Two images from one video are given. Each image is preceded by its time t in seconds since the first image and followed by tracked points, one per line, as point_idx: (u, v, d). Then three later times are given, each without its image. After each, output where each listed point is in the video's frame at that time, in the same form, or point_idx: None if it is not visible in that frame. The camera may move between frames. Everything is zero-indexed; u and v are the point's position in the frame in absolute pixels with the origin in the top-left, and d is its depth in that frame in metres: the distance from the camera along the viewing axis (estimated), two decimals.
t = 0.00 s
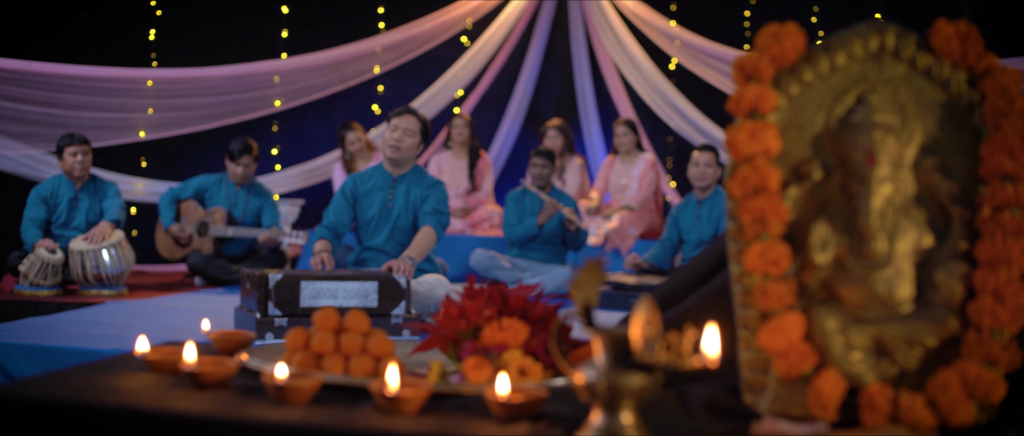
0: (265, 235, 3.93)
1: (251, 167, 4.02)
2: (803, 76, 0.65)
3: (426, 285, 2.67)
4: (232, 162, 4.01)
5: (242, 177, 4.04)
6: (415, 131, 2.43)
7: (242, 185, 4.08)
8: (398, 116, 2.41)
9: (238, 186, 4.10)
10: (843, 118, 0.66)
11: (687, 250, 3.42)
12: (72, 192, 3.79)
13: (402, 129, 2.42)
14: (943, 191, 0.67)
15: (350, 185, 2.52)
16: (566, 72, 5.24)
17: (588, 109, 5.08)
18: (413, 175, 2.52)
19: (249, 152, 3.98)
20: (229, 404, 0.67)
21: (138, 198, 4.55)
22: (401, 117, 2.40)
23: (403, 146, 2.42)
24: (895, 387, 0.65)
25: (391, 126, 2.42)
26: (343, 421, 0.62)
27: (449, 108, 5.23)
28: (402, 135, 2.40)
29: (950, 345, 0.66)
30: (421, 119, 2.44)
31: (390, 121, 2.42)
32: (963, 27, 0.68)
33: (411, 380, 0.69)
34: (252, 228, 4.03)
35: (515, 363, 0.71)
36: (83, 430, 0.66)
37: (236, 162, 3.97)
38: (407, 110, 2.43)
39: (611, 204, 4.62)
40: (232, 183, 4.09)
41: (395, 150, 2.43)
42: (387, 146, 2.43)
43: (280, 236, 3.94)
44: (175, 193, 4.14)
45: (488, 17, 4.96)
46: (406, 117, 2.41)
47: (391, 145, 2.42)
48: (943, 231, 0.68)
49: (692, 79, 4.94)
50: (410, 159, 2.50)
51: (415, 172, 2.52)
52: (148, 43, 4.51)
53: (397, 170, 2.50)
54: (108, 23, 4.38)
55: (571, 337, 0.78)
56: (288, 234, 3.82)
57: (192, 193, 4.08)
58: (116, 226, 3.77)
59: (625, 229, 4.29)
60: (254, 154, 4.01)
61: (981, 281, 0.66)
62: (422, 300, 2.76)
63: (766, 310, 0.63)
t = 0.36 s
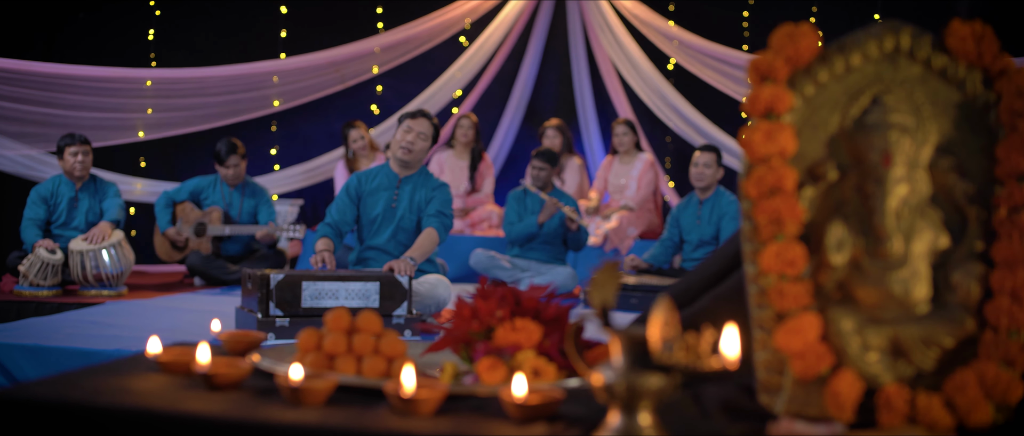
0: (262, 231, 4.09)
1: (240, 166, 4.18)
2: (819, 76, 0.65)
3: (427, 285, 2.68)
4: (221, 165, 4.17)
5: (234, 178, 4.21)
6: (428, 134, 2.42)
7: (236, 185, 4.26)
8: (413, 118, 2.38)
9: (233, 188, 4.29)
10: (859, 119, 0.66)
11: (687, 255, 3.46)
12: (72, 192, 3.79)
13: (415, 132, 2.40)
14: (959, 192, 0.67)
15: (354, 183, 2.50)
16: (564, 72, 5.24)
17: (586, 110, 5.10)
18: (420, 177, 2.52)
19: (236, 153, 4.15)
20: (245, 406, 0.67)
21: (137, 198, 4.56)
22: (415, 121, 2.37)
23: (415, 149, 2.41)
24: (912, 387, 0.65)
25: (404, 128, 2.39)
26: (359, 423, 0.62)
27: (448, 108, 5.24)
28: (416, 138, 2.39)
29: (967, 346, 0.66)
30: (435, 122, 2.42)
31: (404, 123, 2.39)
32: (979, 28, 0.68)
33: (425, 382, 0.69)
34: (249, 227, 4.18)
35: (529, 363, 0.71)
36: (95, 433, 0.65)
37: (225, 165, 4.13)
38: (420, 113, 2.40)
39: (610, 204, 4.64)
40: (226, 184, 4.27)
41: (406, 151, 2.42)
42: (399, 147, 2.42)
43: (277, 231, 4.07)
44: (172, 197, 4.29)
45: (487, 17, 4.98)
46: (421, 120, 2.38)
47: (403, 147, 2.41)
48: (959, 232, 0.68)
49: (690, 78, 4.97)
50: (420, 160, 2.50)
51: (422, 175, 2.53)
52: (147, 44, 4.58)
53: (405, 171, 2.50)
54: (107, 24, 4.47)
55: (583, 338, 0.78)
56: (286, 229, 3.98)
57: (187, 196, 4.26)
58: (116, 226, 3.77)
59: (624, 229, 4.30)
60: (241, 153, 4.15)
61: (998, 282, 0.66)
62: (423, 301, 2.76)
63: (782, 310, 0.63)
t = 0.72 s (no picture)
0: (263, 227, 4.12)
1: (236, 166, 4.21)
2: (838, 76, 0.65)
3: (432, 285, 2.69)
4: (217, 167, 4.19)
5: (230, 178, 4.24)
6: (429, 133, 2.45)
7: (234, 185, 4.29)
8: (414, 117, 2.44)
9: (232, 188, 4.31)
10: (878, 119, 0.66)
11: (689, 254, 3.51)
12: (74, 192, 3.81)
13: (416, 130, 2.43)
14: (980, 193, 0.67)
15: (359, 183, 2.49)
16: (566, 71, 5.23)
17: (588, 109, 5.11)
18: (424, 177, 2.52)
19: (230, 153, 4.17)
20: (263, 407, 0.67)
21: (139, 198, 4.57)
22: (417, 118, 2.43)
23: (415, 146, 2.43)
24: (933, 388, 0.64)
25: (405, 126, 2.44)
26: (379, 425, 0.62)
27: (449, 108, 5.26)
28: (416, 136, 2.42)
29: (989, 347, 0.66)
30: (435, 122, 2.46)
31: (406, 121, 2.44)
32: (999, 28, 0.68)
33: (445, 383, 0.68)
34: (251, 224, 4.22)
35: (546, 364, 0.70)
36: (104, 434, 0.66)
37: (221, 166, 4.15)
38: (422, 112, 2.46)
39: (612, 204, 4.65)
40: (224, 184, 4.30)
41: (406, 149, 2.44)
42: (400, 145, 2.44)
43: (278, 227, 4.09)
44: (172, 199, 4.29)
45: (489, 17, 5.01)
46: (421, 118, 2.43)
47: (403, 144, 2.43)
48: (981, 231, 0.68)
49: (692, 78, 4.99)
50: (423, 160, 2.51)
51: (426, 175, 2.52)
52: (150, 43, 4.61)
53: (409, 171, 2.50)
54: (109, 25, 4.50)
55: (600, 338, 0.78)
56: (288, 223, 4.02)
57: (186, 198, 4.28)
58: (118, 226, 3.79)
59: (627, 229, 4.30)
60: (235, 154, 4.20)
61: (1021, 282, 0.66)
62: (428, 301, 2.76)
63: (803, 311, 0.63)
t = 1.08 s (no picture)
0: (267, 226, 4.12)
1: (235, 167, 4.20)
2: (859, 77, 0.65)
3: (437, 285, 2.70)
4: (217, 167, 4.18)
5: (230, 178, 4.23)
6: (426, 129, 2.51)
7: (235, 185, 4.28)
8: (410, 116, 2.48)
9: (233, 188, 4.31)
10: (901, 120, 0.66)
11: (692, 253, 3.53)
12: (78, 192, 3.82)
13: (415, 128, 2.48)
14: (1003, 193, 0.67)
15: (360, 185, 2.57)
16: (569, 71, 5.32)
17: (589, 108, 5.16)
18: (423, 175, 2.60)
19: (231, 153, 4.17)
20: (283, 408, 0.66)
21: (143, 198, 4.58)
22: (413, 117, 2.47)
23: (417, 145, 2.48)
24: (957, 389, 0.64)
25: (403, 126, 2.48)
26: (400, 426, 0.62)
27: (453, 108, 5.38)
28: (416, 135, 2.49)
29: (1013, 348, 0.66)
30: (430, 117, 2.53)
31: (403, 122, 2.49)
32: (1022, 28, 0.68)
33: (466, 383, 0.68)
34: (255, 223, 4.23)
35: (566, 365, 0.70)
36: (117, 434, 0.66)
37: (222, 166, 4.15)
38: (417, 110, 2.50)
39: (615, 204, 4.68)
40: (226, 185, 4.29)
41: (410, 149, 2.48)
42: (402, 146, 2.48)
43: (281, 225, 4.10)
44: (173, 199, 4.26)
45: (492, 18, 5.11)
46: (417, 115, 2.47)
47: (406, 145, 2.47)
48: (1004, 232, 0.68)
49: (695, 77, 5.01)
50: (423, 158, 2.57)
51: (425, 173, 2.61)
52: (153, 43, 4.68)
53: (410, 170, 2.57)
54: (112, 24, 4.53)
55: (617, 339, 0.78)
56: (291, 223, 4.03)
57: (189, 198, 4.28)
58: (122, 226, 3.80)
59: (630, 229, 4.29)
60: (235, 153, 4.20)
61: None
62: (432, 301, 2.77)
63: (825, 311, 0.63)
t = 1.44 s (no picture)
0: (271, 227, 4.11)
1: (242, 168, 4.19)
2: (880, 77, 0.65)
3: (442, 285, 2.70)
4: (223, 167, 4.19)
5: (236, 178, 4.23)
6: (421, 126, 2.77)
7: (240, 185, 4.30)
8: (403, 116, 2.74)
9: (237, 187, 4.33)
10: (922, 120, 0.66)
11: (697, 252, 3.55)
12: (82, 192, 3.84)
13: (410, 127, 2.74)
14: None
15: (361, 188, 2.84)
16: (570, 70, 5.36)
17: (592, 107, 5.20)
18: (422, 175, 2.86)
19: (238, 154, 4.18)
20: (304, 410, 0.66)
21: (146, 198, 4.59)
22: (406, 117, 2.73)
23: (414, 143, 2.74)
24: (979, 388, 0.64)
25: (398, 126, 2.75)
26: (422, 427, 0.62)
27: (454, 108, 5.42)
28: (412, 133, 2.74)
29: None
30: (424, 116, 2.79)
31: (399, 122, 2.75)
32: None
33: (487, 384, 0.68)
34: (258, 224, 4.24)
35: (586, 365, 0.70)
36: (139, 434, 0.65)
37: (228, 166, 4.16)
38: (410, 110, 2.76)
39: (618, 203, 4.69)
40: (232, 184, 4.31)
41: (408, 148, 2.75)
42: (401, 146, 2.74)
43: (286, 227, 4.10)
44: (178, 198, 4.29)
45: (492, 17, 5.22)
46: (411, 115, 2.74)
47: (404, 144, 2.74)
48: None
49: (697, 77, 5.01)
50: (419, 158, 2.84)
51: (424, 172, 2.87)
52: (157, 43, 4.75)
53: (408, 169, 2.84)
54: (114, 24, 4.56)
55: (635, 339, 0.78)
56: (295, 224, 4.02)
57: (195, 197, 4.30)
58: (126, 226, 3.82)
59: (633, 229, 4.30)
60: (242, 154, 4.20)
61: None
62: (438, 301, 2.76)
63: (847, 312, 0.63)
